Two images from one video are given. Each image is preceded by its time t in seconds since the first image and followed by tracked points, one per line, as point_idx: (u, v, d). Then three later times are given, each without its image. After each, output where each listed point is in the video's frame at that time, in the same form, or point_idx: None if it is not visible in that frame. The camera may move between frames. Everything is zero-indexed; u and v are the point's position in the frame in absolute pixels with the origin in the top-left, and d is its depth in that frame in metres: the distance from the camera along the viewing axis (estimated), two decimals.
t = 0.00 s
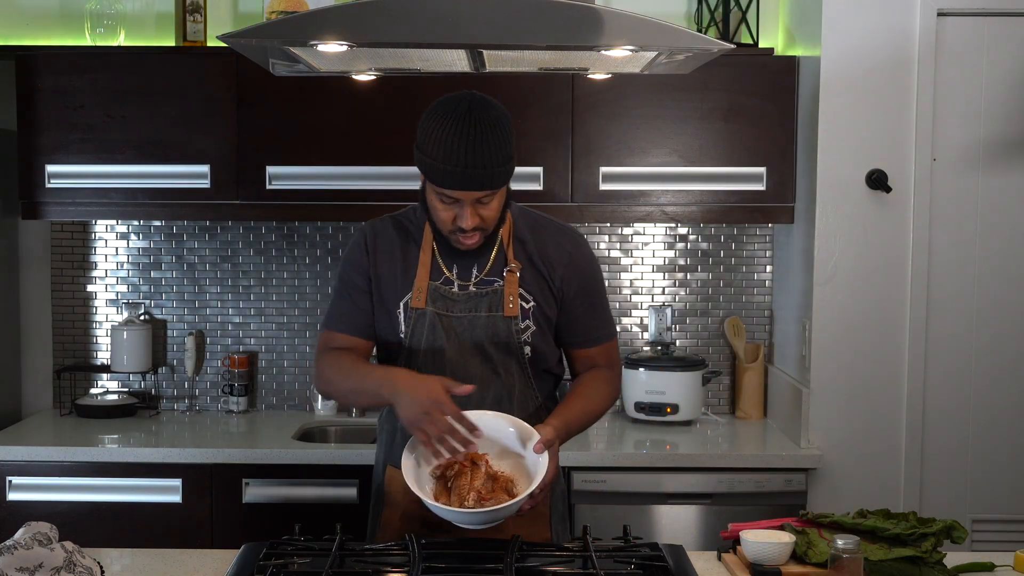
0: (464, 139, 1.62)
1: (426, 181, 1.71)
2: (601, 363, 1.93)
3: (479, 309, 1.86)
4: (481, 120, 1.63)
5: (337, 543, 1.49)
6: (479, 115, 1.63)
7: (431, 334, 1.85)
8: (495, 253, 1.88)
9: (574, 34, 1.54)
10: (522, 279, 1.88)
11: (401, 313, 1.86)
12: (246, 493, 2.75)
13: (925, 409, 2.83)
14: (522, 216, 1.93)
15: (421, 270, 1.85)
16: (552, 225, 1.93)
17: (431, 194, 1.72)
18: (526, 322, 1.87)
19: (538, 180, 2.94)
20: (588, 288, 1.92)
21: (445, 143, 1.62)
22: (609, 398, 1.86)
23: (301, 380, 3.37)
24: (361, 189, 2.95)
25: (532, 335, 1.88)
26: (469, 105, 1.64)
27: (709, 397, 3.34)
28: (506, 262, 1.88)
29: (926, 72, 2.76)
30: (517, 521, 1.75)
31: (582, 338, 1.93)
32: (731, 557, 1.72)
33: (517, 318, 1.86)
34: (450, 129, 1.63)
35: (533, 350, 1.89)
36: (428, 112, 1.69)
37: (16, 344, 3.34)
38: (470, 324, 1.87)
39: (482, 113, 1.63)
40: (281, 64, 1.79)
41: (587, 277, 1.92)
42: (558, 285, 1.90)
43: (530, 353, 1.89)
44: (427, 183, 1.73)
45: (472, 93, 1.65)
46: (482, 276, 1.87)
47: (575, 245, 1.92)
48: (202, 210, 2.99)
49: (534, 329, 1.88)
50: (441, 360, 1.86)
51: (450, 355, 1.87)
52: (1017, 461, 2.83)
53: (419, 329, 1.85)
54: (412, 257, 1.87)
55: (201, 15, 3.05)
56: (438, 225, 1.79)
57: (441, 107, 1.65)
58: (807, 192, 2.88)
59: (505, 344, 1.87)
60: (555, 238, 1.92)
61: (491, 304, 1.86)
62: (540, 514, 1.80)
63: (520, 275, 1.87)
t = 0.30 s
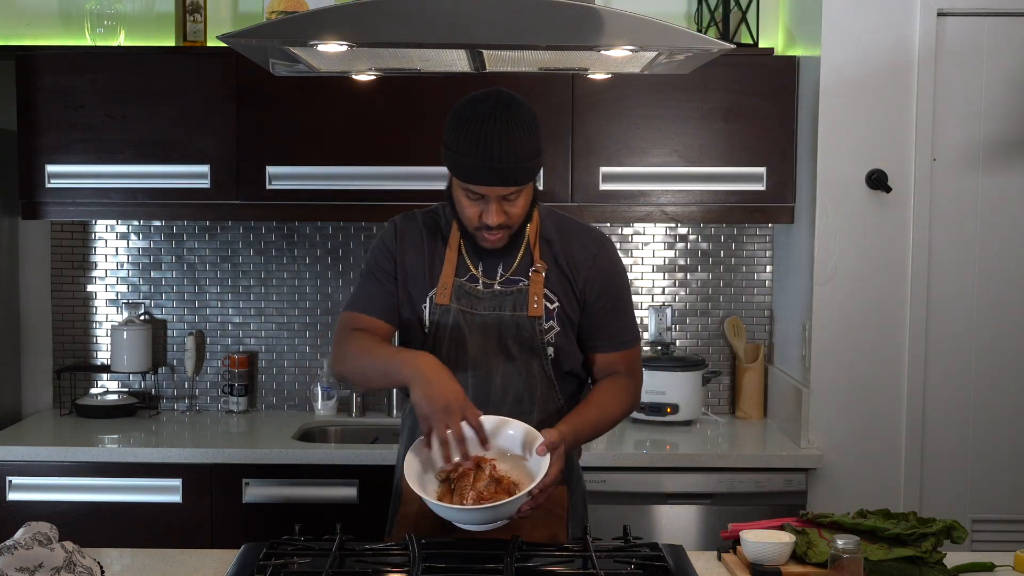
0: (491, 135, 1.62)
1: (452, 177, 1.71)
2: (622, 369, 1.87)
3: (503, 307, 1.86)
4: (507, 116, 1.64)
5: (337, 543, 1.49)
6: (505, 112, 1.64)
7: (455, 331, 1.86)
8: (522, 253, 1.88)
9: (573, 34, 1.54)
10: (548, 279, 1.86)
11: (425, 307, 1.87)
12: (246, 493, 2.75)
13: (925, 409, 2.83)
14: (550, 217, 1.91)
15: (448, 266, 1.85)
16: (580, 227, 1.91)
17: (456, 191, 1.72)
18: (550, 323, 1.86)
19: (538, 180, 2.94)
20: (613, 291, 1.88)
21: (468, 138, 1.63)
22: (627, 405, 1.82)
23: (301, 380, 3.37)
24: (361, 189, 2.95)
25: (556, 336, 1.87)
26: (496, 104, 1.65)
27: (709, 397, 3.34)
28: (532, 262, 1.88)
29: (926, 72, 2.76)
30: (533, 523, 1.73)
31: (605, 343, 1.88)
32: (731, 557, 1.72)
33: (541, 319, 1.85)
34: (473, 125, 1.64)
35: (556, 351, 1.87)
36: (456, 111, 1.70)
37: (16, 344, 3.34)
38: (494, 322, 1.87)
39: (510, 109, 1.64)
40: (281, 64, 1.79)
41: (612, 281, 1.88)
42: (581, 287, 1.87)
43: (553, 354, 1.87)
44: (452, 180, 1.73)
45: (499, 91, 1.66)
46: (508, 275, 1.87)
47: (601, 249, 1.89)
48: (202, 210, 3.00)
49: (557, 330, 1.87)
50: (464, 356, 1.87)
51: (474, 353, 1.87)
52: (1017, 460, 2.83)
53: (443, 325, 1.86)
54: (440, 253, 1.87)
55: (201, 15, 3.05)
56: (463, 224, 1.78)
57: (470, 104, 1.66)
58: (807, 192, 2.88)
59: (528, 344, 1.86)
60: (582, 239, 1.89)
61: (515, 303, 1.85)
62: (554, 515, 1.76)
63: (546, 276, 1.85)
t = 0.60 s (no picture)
0: (507, 135, 1.62)
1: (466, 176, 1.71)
2: (634, 373, 1.88)
3: (516, 307, 1.85)
4: (524, 117, 1.64)
5: (337, 543, 1.49)
6: (522, 113, 1.64)
7: (466, 331, 1.86)
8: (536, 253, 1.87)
9: (573, 34, 1.54)
10: (562, 281, 1.86)
11: (440, 307, 1.88)
12: (246, 493, 2.75)
13: (925, 409, 2.83)
14: (566, 218, 1.91)
15: (462, 266, 1.85)
16: (596, 229, 1.91)
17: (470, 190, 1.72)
18: (562, 324, 1.86)
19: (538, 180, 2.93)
20: (627, 294, 1.88)
21: (483, 138, 1.63)
22: (638, 411, 1.81)
23: (301, 380, 3.37)
24: (361, 189, 2.95)
25: (568, 337, 1.87)
26: (511, 104, 1.64)
27: (709, 397, 3.34)
28: (546, 262, 1.87)
29: (926, 72, 2.76)
30: (538, 526, 1.71)
31: (617, 345, 1.88)
32: (731, 557, 1.72)
33: (553, 320, 1.85)
34: (489, 125, 1.64)
35: (568, 352, 1.88)
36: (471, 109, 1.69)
37: (16, 344, 3.34)
38: (507, 323, 1.86)
39: (526, 110, 1.64)
40: (281, 64, 1.79)
41: (627, 284, 1.88)
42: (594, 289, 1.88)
43: (565, 355, 1.88)
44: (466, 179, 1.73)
45: (516, 91, 1.66)
46: (521, 276, 1.87)
47: (617, 252, 1.89)
48: (201, 210, 3.00)
49: (570, 331, 1.87)
50: (473, 357, 1.87)
51: (483, 355, 1.87)
52: (1016, 460, 2.83)
53: (455, 325, 1.86)
54: (454, 253, 1.88)
55: (201, 15, 3.05)
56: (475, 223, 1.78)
57: (486, 104, 1.66)
58: (807, 192, 2.88)
59: (539, 345, 1.86)
60: (597, 242, 1.89)
61: (527, 304, 1.85)
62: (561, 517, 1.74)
63: (559, 277, 1.85)
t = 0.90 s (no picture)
0: (521, 134, 1.62)
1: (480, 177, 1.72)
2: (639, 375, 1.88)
3: (523, 308, 1.86)
4: (536, 116, 1.64)
5: (337, 543, 1.49)
6: (534, 112, 1.64)
7: (472, 332, 1.86)
8: (544, 253, 1.88)
9: (573, 34, 1.54)
10: (568, 281, 1.86)
11: (445, 309, 1.88)
12: (246, 493, 2.75)
13: (925, 409, 2.83)
14: (572, 218, 1.91)
15: (467, 266, 1.86)
16: (603, 229, 1.92)
17: (485, 191, 1.72)
18: (569, 324, 1.86)
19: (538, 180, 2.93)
20: (633, 295, 1.89)
21: (493, 138, 1.64)
22: (639, 411, 1.82)
23: (301, 380, 3.37)
24: (361, 189, 2.95)
25: (575, 338, 1.87)
26: (523, 103, 1.64)
27: (709, 397, 3.34)
28: (553, 263, 1.88)
29: (926, 72, 2.76)
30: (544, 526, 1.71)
31: (624, 346, 1.88)
32: (731, 557, 1.72)
33: (560, 321, 1.85)
34: (499, 125, 1.64)
35: (574, 353, 1.87)
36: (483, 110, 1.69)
37: (16, 344, 3.34)
38: (514, 323, 1.86)
39: (538, 109, 1.64)
40: (281, 64, 1.79)
41: (634, 285, 1.89)
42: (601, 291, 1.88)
43: (571, 356, 1.87)
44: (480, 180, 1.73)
45: (526, 90, 1.66)
46: (528, 276, 1.87)
47: (624, 253, 1.90)
48: (201, 210, 3.00)
49: (576, 332, 1.87)
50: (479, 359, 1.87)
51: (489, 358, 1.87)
52: (1016, 460, 2.83)
53: (461, 325, 1.87)
54: (458, 253, 1.88)
55: (201, 15, 3.05)
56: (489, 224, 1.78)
57: (499, 104, 1.66)
58: (808, 192, 2.88)
59: (545, 345, 1.85)
60: (604, 243, 1.89)
61: (534, 305, 1.86)
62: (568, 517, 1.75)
63: (566, 278, 1.86)
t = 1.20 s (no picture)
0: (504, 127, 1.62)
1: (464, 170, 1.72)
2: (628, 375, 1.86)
3: (517, 307, 1.85)
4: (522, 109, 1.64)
5: (337, 543, 1.49)
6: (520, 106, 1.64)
7: (467, 332, 1.86)
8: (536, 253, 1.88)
9: (573, 34, 1.54)
10: (562, 279, 1.87)
11: (440, 309, 1.89)
12: (246, 493, 2.75)
13: (926, 409, 2.83)
14: (565, 217, 1.92)
15: (461, 266, 1.87)
16: (595, 226, 1.92)
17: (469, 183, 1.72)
18: (563, 323, 1.86)
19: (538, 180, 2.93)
20: (625, 291, 1.88)
21: (478, 130, 1.64)
22: (631, 413, 1.81)
23: (301, 380, 3.37)
24: (361, 189, 2.95)
25: (569, 336, 1.86)
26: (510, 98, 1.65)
27: (709, 397, 3.34)
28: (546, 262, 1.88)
29: (926, 72, 2.76)
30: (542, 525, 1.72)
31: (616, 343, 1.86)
32: (731, 557, 1.72)
33: (554, 319, 1.85)
34: (485, 117, 1.65)
35: (569, 352, 1.86)
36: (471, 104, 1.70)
37: (16, 344, 3.34)
38: (507, 324, 1.86)
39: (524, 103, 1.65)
40: (281, 64, 1.79)
41: (626, 281, 1.88)
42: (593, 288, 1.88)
43: (566, 355, 1.86)
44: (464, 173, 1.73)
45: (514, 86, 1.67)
46: (522, 275, 1.88)
47: (617, 250, 1.89)
48: (201, 210, 3.00)
49: (571, 330, 1.86)
50: (475, 360, 1.86)
51: (485, 357, 1.85)
52: (1016, 460, 2.83)
53: (457, 325, 1.86)
54: (452, 255, 1.89)
55: (201, 15, 3.05)
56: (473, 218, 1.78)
57: (485, 97, 1.67)
58: (808, 192, 2.88)
59: (540, 345, 1.85)
60: (597, 241, 1.89)
61: (528, 304, 1.85)
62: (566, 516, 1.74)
63: (559, 276, 1.86)
